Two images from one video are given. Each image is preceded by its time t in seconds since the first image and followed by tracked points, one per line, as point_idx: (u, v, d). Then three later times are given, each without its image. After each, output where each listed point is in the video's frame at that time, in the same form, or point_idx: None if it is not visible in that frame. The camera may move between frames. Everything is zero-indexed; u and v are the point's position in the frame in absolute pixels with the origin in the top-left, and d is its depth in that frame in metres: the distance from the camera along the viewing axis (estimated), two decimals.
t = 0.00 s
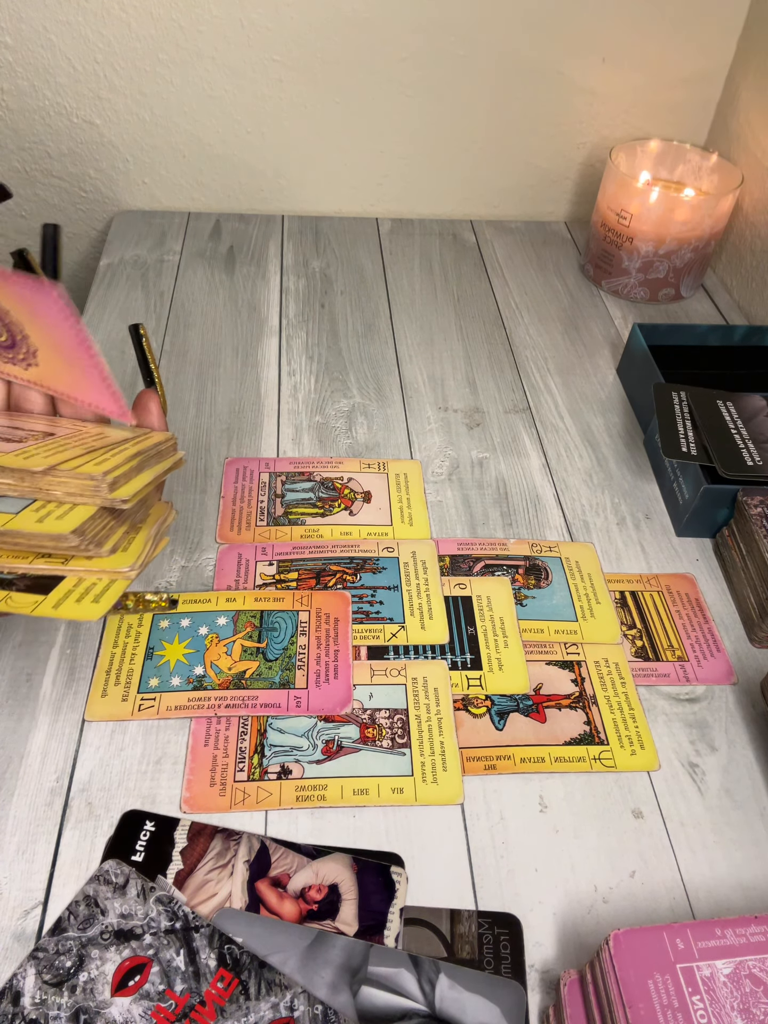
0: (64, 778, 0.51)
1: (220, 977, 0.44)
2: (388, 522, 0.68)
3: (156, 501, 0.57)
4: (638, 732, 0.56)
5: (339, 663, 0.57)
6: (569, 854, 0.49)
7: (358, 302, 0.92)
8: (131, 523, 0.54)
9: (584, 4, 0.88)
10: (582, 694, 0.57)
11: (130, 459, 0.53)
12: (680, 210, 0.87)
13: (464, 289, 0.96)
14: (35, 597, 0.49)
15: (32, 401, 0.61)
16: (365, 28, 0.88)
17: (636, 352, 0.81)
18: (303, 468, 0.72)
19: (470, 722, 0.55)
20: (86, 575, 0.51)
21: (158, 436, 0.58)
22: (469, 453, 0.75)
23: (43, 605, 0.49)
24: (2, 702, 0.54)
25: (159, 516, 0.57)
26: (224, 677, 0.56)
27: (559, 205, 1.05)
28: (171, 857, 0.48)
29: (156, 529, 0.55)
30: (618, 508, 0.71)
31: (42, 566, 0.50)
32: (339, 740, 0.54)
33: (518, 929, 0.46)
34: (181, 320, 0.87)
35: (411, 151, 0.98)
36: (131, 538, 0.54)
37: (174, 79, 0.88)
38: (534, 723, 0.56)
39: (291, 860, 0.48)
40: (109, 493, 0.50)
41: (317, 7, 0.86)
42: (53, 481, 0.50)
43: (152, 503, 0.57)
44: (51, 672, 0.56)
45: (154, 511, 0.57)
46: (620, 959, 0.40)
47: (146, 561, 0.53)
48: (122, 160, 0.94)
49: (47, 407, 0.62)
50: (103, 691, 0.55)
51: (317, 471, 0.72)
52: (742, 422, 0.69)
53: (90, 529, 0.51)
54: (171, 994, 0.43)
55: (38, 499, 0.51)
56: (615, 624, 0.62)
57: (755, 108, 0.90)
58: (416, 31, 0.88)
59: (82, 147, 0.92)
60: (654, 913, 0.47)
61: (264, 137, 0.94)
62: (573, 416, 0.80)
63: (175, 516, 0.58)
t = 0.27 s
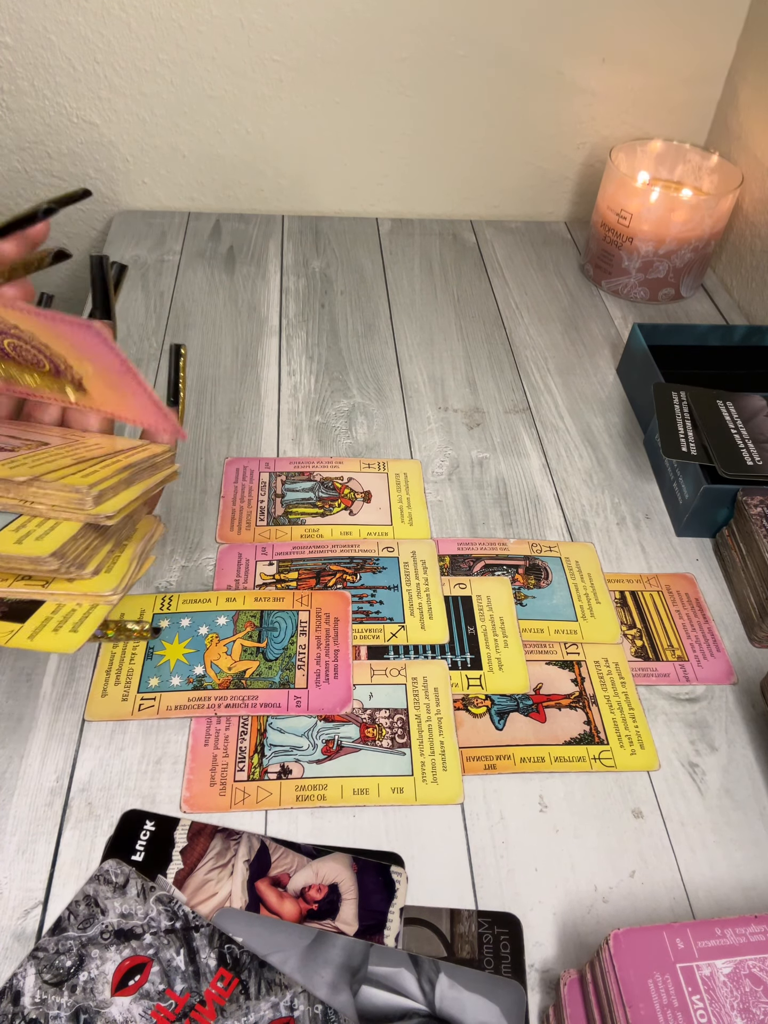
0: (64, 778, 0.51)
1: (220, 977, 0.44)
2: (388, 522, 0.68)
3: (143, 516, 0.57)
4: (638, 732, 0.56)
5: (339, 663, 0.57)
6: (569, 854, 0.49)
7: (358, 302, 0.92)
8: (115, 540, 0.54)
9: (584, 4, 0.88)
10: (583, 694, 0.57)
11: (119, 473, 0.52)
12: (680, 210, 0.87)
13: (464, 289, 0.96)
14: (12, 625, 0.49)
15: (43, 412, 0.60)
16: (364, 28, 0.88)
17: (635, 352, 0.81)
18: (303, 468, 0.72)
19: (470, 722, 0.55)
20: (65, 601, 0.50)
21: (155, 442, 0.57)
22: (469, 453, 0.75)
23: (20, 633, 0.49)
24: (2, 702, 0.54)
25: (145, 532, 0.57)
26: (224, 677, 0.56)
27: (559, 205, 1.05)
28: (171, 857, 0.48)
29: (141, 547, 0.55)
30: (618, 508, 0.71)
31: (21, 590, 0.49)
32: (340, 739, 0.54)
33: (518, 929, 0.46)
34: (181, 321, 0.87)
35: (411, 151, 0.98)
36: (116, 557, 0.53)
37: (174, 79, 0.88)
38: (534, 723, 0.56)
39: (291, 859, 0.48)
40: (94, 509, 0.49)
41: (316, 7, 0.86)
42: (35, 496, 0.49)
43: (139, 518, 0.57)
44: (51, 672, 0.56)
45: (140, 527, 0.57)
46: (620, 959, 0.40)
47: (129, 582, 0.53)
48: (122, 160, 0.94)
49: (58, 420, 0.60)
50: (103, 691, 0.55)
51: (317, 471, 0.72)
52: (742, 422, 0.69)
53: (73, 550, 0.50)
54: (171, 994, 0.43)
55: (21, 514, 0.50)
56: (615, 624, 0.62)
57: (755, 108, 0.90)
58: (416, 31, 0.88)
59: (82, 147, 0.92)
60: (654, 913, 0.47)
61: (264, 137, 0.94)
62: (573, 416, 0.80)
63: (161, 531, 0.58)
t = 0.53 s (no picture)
0: (64, 777, 0.51)
1: (220, 976, 0.44)
2: (388, 522, 0.68)
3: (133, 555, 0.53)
4: (638, 732, 0.56)
5: (339, 663, 0.57)
6: (569, 854, 0.49)
7: (358, 302, 0.92)
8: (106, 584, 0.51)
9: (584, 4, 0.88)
10: (583, 694, 0.57)
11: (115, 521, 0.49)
12: (680, 210, 0.87)
13: (464, 289, 0.96)
14: None
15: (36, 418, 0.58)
16: (365, 29, 0.88)
17: (635, 352, 0.81)
18: (303, 468, 0.72)
19: (470, 722, 0.55)
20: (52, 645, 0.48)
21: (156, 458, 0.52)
22: (469, 453, 0.75)
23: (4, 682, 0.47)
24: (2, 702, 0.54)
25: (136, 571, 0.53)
26: (224, 677, 0.56)
27: (559, 205, 1.05)
28: (170, 857, 0.48)
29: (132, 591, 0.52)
30: (618, 508, 0.71)
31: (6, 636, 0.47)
32: (339, 740, 0.54)
33: (518, 929, 0.46)
34: (181, 321, 0.87)
35: (411, 151, 0.98)
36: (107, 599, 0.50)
37: (174, 79, 0.88)
38: (534, 723, 0.56)
39: (291, 859, 0.48)
40: (86, 556, 0.47)
41: (316, 7, 0.86)
42: (27, 539, 0.47)
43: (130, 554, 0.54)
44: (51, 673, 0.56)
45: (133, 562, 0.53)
46: (620, 959, 0.40)
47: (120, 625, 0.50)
48: (122, 160, 0.94)
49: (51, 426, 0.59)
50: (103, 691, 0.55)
51: (317, 470, 0.72)
52: (742, 422, 0.69)
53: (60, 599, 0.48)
54: (171, 994, 0.43)
55: (13, 557, 0.48)
56: (615, 624, 0.62)
57: (755, 108, 0.90)
58: (416, 31, 0.88)
59: (82, 147, 0.92)
60: (654, 913, 0.47)
61: (264, 137, 0.94)
62: (573, 416, 0.80)
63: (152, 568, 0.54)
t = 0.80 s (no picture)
0: (64, 777, 0.51)
1: (220, 976, 0.44)
2: (388, 522, 0.68)
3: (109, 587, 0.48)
4: (638, 732, 0.56)
5: (339, 663, 0.58)
6: (568, 854, 0.49)
7: (358, 302, 0.92)
8: (73, 616, 0.46)
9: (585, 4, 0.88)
10: (583, 694, 0.57)
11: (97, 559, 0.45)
12: (680, 210, 0.87)
13: (464, 289, 0.96)
14: None
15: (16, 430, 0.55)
16: (365, 28, 0.88)
17: (635, 352, 0.81)
18: (303, 468, 0.72)
19: (470, 722, 0.55)
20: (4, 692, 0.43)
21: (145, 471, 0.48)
22: (469, 453, 0.75)
23: None
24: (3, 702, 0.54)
25: (109, 603, 0.48)
26: (224, 677, 0.56)
27: (559, 205, 1.05)
28: (171, 857, 0.48)
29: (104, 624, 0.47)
30: (618, 508, 0.71)
31: None
32: (339, 740, 0.54)
33: (518, 929, 0.46)
34: (182, 321, 0.87)
35: (411, 151, 0.97)
36: (70, 636, 0.45)
37: (174, 79, 0.88)
38: (534, 723, 0.56)
39: (291, 859, 0.48)
40: (48, 587, 0.42)
41: (316, 7, 0.86)
42: None
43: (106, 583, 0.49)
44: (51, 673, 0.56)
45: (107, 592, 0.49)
46: (620, 959, 0.40)
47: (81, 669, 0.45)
48: (122, 160, 0.94)
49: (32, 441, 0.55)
50: (103, 691, 0.55)
51: (317, 471, 0.72)
52: (742, 422, 0.69)
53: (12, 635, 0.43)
54: (171, 994, 0.43)
55: None
56: (615, 624, 0.62)
57: (755, 107, 0.90)
58: (416, 31, 0.88)
59: (82, 147, 0.92)
60: (654, 913, 0.47)
61: (264, 137, 0.94)
62: (573, 416, 0.80)
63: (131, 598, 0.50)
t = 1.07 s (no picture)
0: (64, 777, 0.51)
1: (220, 976, 0.44)
2: (388, 522, 0.68)
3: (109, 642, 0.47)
4: (638, 732, 0.56)
5: (339, 663, 0.57)
6: (569, 854, 0.49)
7: (358, 302, 0.92)
8: (72, 676, 0.44)
9: (585, 4, 0.88)
10: (582, 694, 0.57)
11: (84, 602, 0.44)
12: (680, 210, 0.87)
13: (464, 289, 0.96)
14: None
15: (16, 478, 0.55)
16: (365, 29, 0.88)
17: (635, 353, 0.81)
18: (303, 468, 0.72)
19: (470, 722, 0.55)
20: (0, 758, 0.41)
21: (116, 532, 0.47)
22: (469, 454, 0.75)
23: None
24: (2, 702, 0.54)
25: (110, 660, 0.47)
26: (224, 677, 0.56)
27: (559, 205, 1.05)
28: (171, 857, 0.48)
29: (103, 683, 0.46)
30: (618, 508, 0.71)
31: None
32: (340, 739, 0.54)
33: (518, 929, 0.46)
34: (182, 320, 0.87)
35: (411, 150, 0.97)
36: (68, 701, 0.44)
37: (174, 79, 0.88)
38: (534, 723, 0.56)
39: (291, 859, 0.48)
40: (43, 647, 0.41)
41: (316, 7, 0.86)
42: None
43: (107, 638, 0.48)
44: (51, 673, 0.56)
45: (109, 648, 0.48)
46: (620, 959, 0.40)
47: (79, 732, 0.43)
48: (121, 160, 0.94)
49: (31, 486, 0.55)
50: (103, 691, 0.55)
51: (317, 471, 0.72)
52: (742, 422, 0.69)
53: (6, 703, 0.41)
54: (171, 994, 0.43)
55: None
56: (615, 624, 0.62)
57: (755, 107, 0.90)
58: (416, 31, 0.88)
59: (82, 147, 0.92)
60: (654, 913, 0.47)
61: (264, 138, 0.94)
62: (573, 416, 0.80)
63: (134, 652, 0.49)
